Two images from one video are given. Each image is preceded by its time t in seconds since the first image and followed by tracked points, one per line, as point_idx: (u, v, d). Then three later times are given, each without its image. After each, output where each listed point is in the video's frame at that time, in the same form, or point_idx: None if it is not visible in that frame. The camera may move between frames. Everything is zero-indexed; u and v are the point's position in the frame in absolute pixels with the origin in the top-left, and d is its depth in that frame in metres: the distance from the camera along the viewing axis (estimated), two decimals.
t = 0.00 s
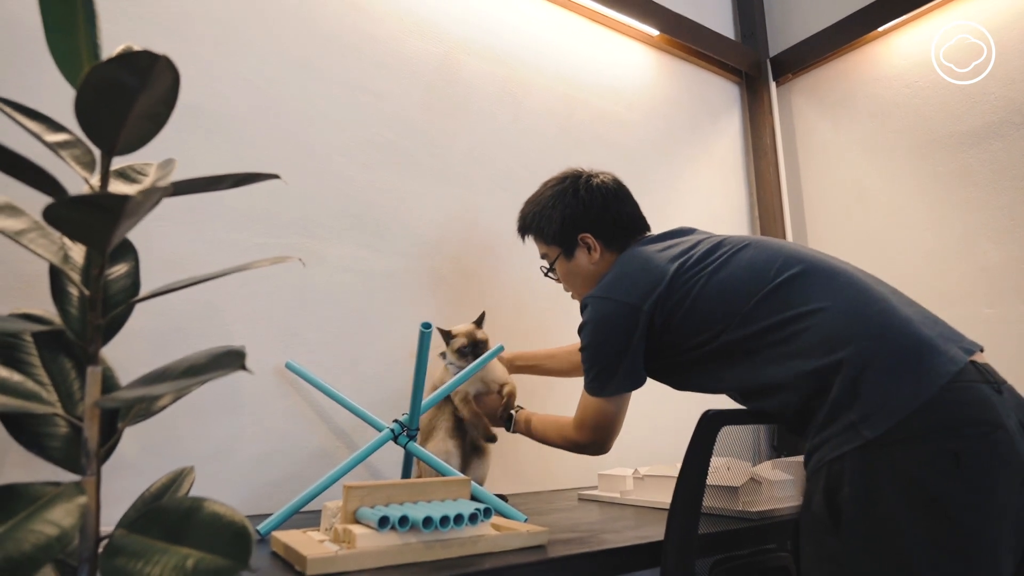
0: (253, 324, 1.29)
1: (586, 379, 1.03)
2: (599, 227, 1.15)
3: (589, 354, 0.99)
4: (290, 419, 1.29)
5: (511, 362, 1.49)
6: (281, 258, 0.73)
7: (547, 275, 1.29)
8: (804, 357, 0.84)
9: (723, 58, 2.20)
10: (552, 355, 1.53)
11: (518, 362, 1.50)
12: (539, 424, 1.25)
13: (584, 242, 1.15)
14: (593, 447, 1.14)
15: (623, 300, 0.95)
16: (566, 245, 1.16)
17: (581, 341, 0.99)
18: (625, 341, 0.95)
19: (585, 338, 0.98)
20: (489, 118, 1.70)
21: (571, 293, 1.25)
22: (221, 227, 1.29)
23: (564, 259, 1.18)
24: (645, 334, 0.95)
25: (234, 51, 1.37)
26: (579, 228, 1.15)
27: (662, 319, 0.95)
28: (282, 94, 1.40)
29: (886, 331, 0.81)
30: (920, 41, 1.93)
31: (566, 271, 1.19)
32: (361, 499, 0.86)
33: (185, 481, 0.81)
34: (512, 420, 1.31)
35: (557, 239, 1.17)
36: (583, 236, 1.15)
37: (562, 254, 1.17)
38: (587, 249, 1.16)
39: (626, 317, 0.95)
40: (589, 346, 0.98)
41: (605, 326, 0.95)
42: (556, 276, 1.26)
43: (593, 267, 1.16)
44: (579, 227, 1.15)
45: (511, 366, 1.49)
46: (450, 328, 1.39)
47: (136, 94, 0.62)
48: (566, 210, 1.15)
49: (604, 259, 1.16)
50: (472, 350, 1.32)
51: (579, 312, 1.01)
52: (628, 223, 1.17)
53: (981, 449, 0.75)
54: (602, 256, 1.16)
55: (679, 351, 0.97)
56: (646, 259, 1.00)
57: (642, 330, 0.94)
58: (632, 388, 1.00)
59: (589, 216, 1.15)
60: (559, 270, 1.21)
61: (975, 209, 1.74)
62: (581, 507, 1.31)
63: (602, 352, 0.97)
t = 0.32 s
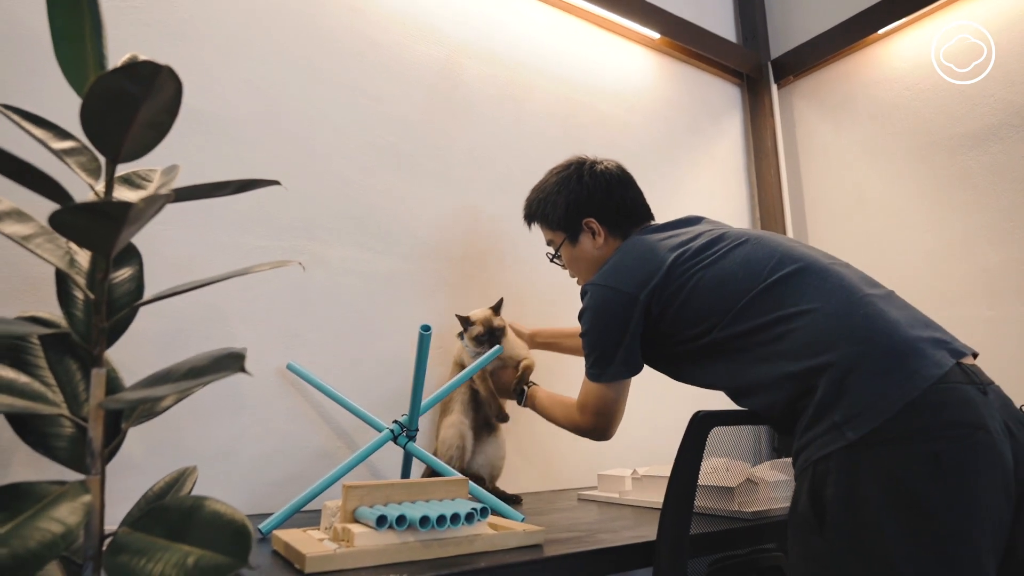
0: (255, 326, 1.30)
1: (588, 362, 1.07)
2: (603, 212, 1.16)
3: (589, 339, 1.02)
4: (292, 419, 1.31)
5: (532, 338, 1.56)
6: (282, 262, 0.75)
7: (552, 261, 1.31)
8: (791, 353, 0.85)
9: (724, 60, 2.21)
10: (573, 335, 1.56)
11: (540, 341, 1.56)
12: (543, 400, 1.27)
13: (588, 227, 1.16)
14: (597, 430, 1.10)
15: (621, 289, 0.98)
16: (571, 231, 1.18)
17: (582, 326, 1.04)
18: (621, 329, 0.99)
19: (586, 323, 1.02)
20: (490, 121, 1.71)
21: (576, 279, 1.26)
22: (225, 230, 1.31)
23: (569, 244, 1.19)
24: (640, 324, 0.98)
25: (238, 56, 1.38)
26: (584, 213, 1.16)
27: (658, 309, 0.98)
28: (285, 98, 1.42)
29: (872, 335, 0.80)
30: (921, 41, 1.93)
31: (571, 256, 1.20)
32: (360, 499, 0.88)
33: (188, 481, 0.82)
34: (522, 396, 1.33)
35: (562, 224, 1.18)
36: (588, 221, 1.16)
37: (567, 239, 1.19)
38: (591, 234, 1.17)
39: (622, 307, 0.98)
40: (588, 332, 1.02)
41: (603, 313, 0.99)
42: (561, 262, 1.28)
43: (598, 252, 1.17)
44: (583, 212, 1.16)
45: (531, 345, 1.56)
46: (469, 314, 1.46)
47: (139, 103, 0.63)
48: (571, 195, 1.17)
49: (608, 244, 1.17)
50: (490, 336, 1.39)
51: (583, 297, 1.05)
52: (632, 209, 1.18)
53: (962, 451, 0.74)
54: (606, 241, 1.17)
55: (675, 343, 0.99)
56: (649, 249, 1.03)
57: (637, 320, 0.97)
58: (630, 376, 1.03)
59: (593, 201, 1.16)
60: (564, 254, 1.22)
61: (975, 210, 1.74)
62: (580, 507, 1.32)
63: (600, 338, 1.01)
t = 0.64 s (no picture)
0: (257, 330, 1.32)
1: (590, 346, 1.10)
2: (609, 200, 1.18)
3: (589, 327, 1.05)
4: (293, 422, 1.33)
5: (563, 310, 1.64)
6: (282, 271, 0.77)
7: (561, 249, 1.32)
8: (778, 354, 0.87)
9: (723, 64, 2.22)
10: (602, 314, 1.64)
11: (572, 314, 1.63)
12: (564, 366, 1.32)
13: (596, 215, 1.18)
14: (598, 416, 1.15)
15: (619, 282, 1.00)
16: (579, 219, 1.19)
17: (583, 314, 1.06)
18: (619, 320, 1.01)
19: (586, 310, 1.05)
20: (490, 126, 1.73)
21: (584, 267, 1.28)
22: (227, 236, 1.32)
23: (577, 232, 1.21)
24: (636, 318, 1.00)
25: (241, 64, 1.41)
26: (590, 201, 1.18)
27: (655, 302, 0.99)
28: (287, 105, 1.44)
29: (858, 343, 0.81)
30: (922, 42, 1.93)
31: (579, 244, 1.22)
32: (359, 501, 0.89)
33: (190, 483, 0.84)
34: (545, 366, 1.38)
35: (569, 212, 1.20)
36: (595, 208, 1.18)
37: (575, 227, 1.20)
38: (599, 221, 1.19)
39: (618, 300, 1.00)
40: (588, 320, 1.05)
41: (601, 304, 1.02)
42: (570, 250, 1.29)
43: (605, 239, 1.19)
44: (590, 200, 1.18)
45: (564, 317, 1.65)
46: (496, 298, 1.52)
47: (142, 117, 0.65)
48: (578, 183, 1.19)
49: (615, 230, 1.18)
50: (510, 326, 1.46)
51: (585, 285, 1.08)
52: (637, 196, 1.19)
53: (941, 457, 0.75)
54: (613, 229, 1.19)
55: (670, 337, 1.01)
56: (653, 240, 1.03)
57: (633, 313, 0.99)
58: (629, 365, 1.05)
59: (600, 189, 1.18)
60: (572, 243, 1.24)
61: (972, 214, 1.75)
62: (578, 509, 1.34)
63: (600, 328, 1.04)
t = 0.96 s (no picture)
0: (258, 334, 1.34)
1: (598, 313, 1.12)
2: (627, 171, 1.19)
3: (597, 296, 1.08)
4: (292, 424, 1.34)
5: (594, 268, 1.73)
6: (284, 278, 0.79)
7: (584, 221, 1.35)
8: (770, 348, 0.87)
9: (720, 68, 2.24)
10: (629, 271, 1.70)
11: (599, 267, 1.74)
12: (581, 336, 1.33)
13: (613, 186, 1.20)
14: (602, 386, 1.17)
15: (630, 258, 1.02)
16: (598, 189, 1.22)
17: (593, 282, 1.08)
18: (625, 294, 1.03)
19: (596, 281, 1.07)
20: (488, 130, 1.74)
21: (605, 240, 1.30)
22: (227, 240, 1.34)
23: (596, 203, 1.23)
24: (639, 297, 1.02)
25: (241, 70, 1.42)
26: (608, 173, 1.20)
27: (659, 284, 1.00)
28: (288, 110, 1.46)
29: (846, 350, 0.82)
30: (922, 43, 1.94)
31: (598, 215, 1.24)
32: (358, 503, 0.91)
33: (192, 485, 0.86)
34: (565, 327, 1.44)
35: (589, 182, 1.23)
36: (612, 179, 1.19)
37: (594, 198, 1.23)
38: (616, 193, 1.20)
39: (625, 277, 1.02)
40: (596, 290, 1.07)
41: (609, 276, 1.04)
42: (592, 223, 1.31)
43: (622, 211, 1.20)
44: (608, 171, 1.20)
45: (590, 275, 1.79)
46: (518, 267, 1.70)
47: (147, 129, 0.67)
48: (597, 155, 1.21)
49: (631, 202, 1.19)
50: (522, 295, 1.66)
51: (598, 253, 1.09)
52: (657, 169, 1.19)
53: (921, 463, 0.77)
54: (630, 201, 1.19)
55: (670, 321, 1.02)
56: (667, 220, 1.03)
57: (637, 291, 1.01)
58: (632, 340, 1.07)
59: (618, 161, 1.19)
60: (592, 215, 1.27)
61: (964, 218, 1.77)
62: (574, 510, 1.36)
63: (606, 300, 1.06)
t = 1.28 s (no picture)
0: (242, 336, 1.33)
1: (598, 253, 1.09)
2: (654, 120, 1.12)
3: (599, 242, 1.04)
4: (276, 426, 1.34)
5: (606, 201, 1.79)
6: (273, 283, 0.79)
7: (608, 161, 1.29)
8: (756, 343, 0.86)
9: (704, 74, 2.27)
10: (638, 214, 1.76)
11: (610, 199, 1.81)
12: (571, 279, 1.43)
13: (637, 133, 1.14)
14: (588, 337, 1.13)
15: (640, 214, 0.98)
16: (622, 131, 1.16)
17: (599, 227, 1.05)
18: (626, 248, 1.00)
19: (602, 228, 1.03)
20: (476, 134, 1.76)
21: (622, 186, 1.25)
22: (213, 242, 1.33)
23: (619, 144, 1.18)
24: (637, 255, 0.99)
25: (230, 71, 1.41)
26: (636, 117, 1.14)
27: (658, 251, 0.97)
28: (276, 112, 1.46)
29: (820, 362, 0.81)
30: (922, 43, 1.95)
31: (619, 157, 1.19)
32: (344, 506, 0.92)
33: (178, 489, 0.86)
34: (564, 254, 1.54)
35: (616, 122, 1.17)
36: (637, 125, 1.14)
37: (618, 140, 1.18)
38: (639, 140, 1.15)
39: (630, 232, 0.99)
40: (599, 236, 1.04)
41: (614, 226, 1.01)
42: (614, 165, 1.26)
43: (641, 159, 1.15)
44: (636, 115, 1.14)
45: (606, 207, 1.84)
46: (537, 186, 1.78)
47: (138, 134, 0.67)
48: (630, 96, 1.15)
49: (650, 152, 1.13)
50: (538, 213, 1.74)
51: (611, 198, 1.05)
52: (685, 128, 1.12)
53: (886, 475, 0.77)
54: (651, 150, 1.14)
55: (662, 292, 1.00)
56: (687, 185, 0.98)
57: (636, 250, 0.99)
58: (625, 296, 1.04)
59: (648, 107, 1.13)
60: (614, 155, 1.21)
61: (941, 225, 1.81)
62: (557, 511, 1.37)
63: (606, 248, 1.03)
